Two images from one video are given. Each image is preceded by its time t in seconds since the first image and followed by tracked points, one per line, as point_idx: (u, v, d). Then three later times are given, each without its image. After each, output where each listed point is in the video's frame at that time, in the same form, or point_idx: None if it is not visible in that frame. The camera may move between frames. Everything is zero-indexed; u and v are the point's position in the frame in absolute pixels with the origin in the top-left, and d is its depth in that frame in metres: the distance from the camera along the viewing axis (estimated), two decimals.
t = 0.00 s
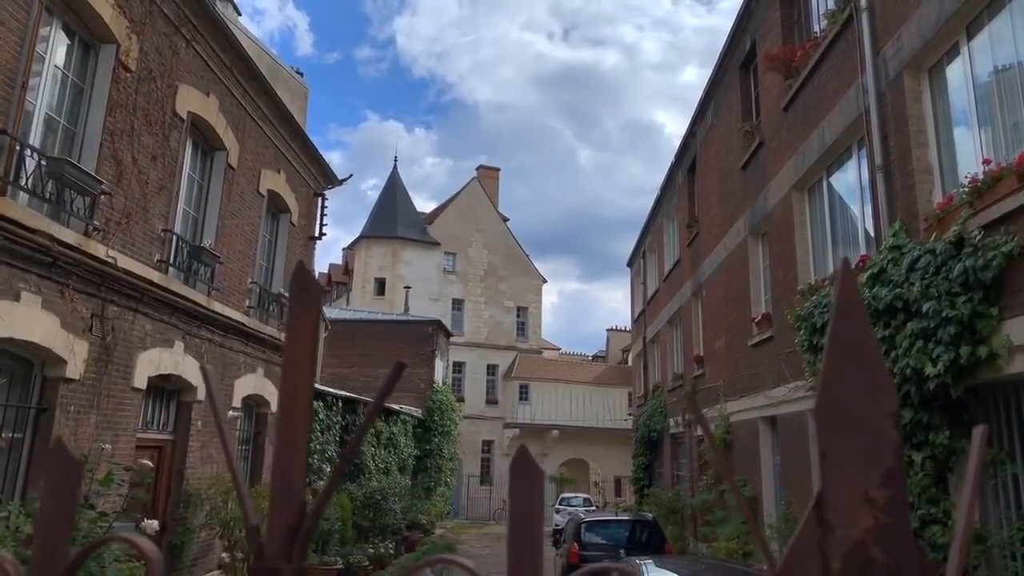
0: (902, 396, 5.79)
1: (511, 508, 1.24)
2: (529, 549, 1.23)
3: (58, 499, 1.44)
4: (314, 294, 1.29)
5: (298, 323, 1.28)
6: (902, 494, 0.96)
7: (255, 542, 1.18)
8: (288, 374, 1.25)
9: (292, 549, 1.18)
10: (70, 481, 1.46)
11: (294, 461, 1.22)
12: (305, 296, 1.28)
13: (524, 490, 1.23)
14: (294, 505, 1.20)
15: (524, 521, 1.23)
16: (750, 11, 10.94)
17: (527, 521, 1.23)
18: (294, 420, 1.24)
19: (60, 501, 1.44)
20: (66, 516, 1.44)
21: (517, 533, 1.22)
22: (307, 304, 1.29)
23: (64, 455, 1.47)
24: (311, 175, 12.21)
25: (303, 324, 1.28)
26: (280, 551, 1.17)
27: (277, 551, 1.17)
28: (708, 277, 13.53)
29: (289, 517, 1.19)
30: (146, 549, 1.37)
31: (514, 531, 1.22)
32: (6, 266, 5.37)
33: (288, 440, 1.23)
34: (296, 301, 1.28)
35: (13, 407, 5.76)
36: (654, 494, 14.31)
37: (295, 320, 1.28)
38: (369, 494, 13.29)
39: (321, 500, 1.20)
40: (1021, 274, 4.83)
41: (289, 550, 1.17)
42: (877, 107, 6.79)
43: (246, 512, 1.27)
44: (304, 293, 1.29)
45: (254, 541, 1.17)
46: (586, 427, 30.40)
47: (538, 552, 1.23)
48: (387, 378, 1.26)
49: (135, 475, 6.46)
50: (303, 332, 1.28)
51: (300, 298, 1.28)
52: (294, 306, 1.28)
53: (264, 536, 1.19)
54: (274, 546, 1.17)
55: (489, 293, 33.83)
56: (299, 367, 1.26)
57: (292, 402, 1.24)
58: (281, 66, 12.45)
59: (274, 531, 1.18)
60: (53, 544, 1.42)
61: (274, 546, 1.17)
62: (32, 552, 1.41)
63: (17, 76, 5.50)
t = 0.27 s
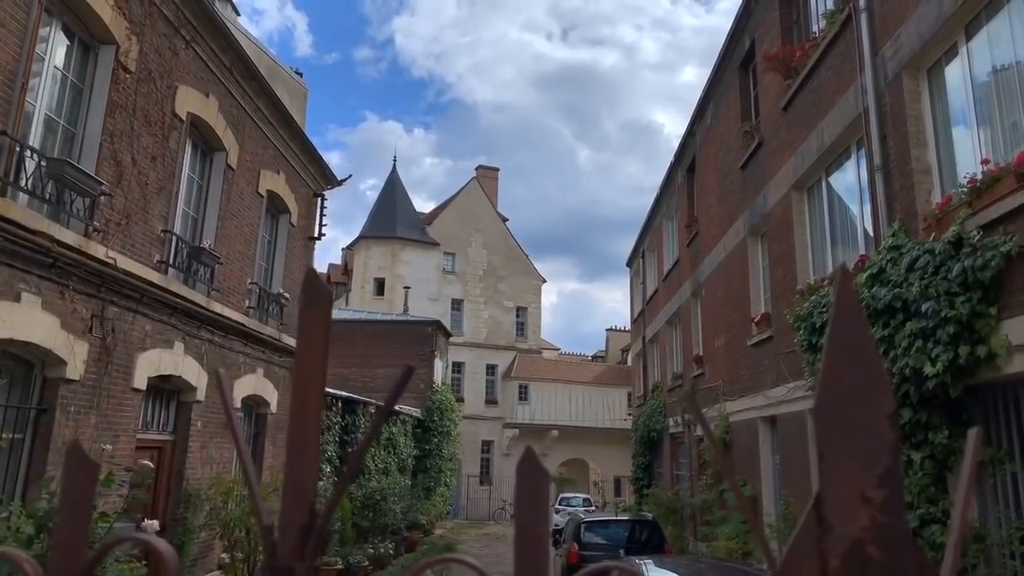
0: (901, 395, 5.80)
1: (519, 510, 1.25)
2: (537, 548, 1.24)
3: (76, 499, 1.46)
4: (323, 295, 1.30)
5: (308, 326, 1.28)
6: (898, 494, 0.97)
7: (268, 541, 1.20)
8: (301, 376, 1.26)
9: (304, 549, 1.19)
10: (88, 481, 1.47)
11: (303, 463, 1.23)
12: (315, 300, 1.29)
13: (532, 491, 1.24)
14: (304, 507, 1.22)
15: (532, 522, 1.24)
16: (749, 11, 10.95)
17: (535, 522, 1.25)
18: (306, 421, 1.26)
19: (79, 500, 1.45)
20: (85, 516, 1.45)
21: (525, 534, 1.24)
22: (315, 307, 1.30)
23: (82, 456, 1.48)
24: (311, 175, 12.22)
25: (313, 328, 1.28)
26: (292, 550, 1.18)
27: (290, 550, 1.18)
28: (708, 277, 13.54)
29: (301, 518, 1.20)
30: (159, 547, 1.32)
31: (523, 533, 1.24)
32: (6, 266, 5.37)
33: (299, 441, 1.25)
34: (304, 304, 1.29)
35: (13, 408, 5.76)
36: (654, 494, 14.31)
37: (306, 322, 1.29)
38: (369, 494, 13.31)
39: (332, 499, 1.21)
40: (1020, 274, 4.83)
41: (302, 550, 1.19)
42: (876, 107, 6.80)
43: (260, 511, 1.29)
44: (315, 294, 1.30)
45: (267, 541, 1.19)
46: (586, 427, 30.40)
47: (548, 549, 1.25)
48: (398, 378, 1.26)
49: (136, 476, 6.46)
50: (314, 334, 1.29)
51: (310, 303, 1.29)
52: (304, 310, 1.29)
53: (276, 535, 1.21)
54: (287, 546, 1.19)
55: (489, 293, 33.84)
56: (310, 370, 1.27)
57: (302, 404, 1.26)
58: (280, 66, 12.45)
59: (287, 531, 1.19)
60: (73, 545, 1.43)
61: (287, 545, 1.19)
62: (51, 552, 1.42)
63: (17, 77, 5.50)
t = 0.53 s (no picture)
0: (901, 396, 5.82)
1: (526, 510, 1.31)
2: (544, 548, 1.29)
3: (105, 504, 1.50)
4: (340, 303, 1.36)
5: (324, 332, 1.34)
6: (889, 493, 1.00)
7: (287, 539, 1.23)
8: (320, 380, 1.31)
9: (322, 547, 1.23)
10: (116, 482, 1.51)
11: (322, 464, 1.27)
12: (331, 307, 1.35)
13: (539, 490, 1.29)
14: (322, 506, 1.25)
15: (539, 521, 1.29)
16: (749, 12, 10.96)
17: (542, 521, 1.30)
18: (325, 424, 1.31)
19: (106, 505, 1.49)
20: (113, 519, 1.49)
21: (533, 532, 1.29)
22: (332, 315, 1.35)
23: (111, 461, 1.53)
24: (311, 175, 12.23)
25: (331, 334, 1.34)
26: (311, 548, 1.22)
27: (308, 548, 1.21)
28: (708, 277, 13.55)
29: (319, 516, 1.24)
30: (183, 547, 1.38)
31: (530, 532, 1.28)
32: (9, 267, 5.39)
33: (316, 444, 1.30)
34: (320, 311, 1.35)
35: (15, 408, 5.77)
36: (654, 494, 14.33)
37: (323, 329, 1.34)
38: (371, 494, 13.09)
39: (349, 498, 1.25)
40: (1019, 274, 4.85)
41: (320, 547, 1.22)
42: (876, 109, 6.82)
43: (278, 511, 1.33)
44: (332, 302, 1.36)
45: (286, 538, 1.23)
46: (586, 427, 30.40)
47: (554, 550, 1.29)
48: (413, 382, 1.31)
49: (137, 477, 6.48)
50: (331, 340, 1.34)
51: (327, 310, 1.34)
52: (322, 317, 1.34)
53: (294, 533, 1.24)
54: (306, 544, 1.22)
55: (489, 293, 33.85)
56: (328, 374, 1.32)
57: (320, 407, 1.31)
58: (281, 67, 12.46)
59: (306, 529, 1.23)
60: (101, 546, 1.46)
61: (305, 542, 1.22)
62: (79, 555, 1.45)
63: (20, 79, 5.52)
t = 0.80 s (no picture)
0: (900, 396, 5.83)
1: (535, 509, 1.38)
2: (553, 544, 1.36)
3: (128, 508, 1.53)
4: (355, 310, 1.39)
5: (340, 343, 1.36)
6: (884, 498, 1.04)
7: (307, 539, 1.29)
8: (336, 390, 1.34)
9: (341, 547, 1.29)
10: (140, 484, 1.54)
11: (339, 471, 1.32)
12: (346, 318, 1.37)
13: (547, 490, 1.37)
14: (340, 511, 1.31)
15: (548, 520, 1.36)
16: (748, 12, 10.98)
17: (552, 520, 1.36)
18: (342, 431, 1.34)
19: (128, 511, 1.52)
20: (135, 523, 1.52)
21: (542, 530, 1.36)
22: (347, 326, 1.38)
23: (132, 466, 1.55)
24: (312, 175, 12.25)
25: (347, 346, 1.37)
26: (330, 549, 1.28)
27: (328, 548, 1.28)
28: (707, 277, 13.57)
29: (338, 518, 1.30)
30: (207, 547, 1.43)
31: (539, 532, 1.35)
32: (10, 267, 5.40)
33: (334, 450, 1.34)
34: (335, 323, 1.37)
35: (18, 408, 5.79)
36: (654, 494, 14.36)
37: (339, 339, 1.37)
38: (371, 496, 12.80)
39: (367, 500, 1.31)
40: (1018, 275, 4.86)
41: (338, 548, 1.28)
42: (875, 109, 6.84)
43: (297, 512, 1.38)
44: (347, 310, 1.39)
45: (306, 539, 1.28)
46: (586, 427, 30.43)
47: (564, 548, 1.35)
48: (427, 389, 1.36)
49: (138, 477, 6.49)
50: (348, 346, 1.38)
51: (342, 321, 1.37)
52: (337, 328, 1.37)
53: (314, 534, 1.30)
54: (325, 545, 1.28)
55: (489, 293, 33.88)
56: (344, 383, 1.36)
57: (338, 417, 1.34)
58: (280, 67, 12.48)
59: (325, 531, 1.29)
60: (126, 546, 1.50)
61: (325, 542, 1.28)
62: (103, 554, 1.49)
63: (21, 80, 5.54)
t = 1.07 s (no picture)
0: (901, 396, 5.83)
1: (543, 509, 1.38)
2: (560, 543, 1.36)
3: (137, 509, 1.53)
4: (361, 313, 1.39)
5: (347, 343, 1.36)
6: (889, 498, 1.03)
7: (315, 540, 1.31)
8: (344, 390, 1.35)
9: (348, 548, 1.30)
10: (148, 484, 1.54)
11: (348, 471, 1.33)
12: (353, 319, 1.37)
13: (555, 494, 1.37)
14: (348, 510, 1.32)
15: (555, 521, 1.36)
16: (749, 13, 10.99)
17: (559, 519, 1.37)
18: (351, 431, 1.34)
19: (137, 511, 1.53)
20: (143, 523, 1.52)
21: (549, 529, 1.36)
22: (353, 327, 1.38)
23: (140, 466, 1.55)
24: (313, 176, 12.26)
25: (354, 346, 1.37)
26: (338, 551, 1.29)
27: (336, 550, 1.29)
28: (708, 277, 13.57)
29: (345, 520, 1.31)
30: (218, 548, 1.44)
31: (546, 532, 1.35)
32: (12, 267, 5.40)
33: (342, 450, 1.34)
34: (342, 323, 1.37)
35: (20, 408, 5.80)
36: (655, 494, 14.36)
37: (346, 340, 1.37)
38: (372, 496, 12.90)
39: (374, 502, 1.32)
40: (1019, 275, 4.86)
41: (346, 550, 1.30)
42: (876, 110, 6.84)
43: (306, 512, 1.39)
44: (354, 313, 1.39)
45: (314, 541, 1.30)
46: (587, 427, 30.44)
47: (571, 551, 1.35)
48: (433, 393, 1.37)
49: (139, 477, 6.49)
50: (355, 347, 1.38)
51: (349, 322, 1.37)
52: (343, 329, 1.37)
53: (322, 535, 1.31)
54: (333, 546, 1.30)
55: (490, 293, 33.89)
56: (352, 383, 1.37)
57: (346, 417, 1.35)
58: (282, 68, 12.50)
59: (334, 533, 1.30)
60: (133, 548, 1.49)
61: (333, 544, 1.30)
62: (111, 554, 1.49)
63: (23, 80, 5.55)
